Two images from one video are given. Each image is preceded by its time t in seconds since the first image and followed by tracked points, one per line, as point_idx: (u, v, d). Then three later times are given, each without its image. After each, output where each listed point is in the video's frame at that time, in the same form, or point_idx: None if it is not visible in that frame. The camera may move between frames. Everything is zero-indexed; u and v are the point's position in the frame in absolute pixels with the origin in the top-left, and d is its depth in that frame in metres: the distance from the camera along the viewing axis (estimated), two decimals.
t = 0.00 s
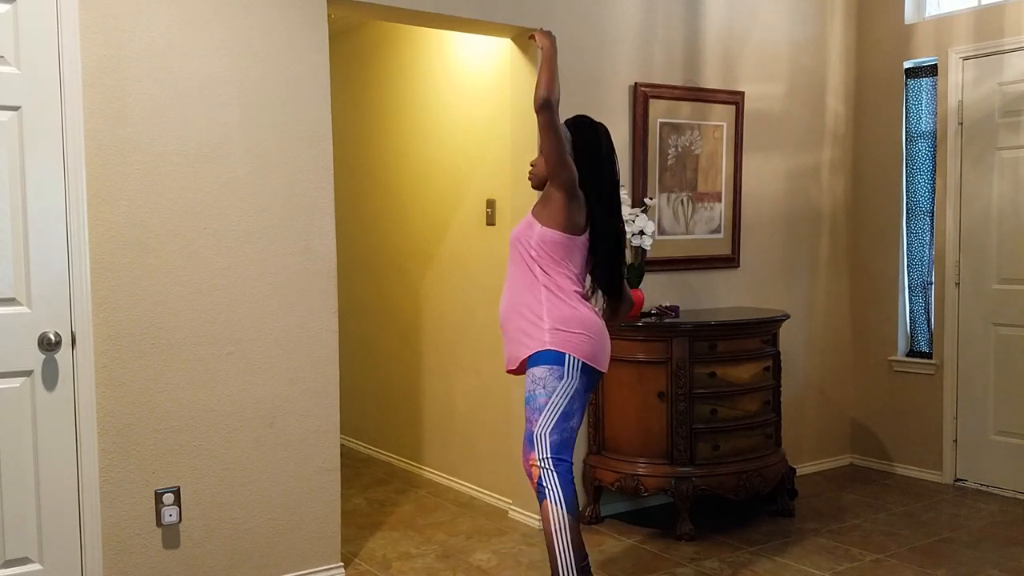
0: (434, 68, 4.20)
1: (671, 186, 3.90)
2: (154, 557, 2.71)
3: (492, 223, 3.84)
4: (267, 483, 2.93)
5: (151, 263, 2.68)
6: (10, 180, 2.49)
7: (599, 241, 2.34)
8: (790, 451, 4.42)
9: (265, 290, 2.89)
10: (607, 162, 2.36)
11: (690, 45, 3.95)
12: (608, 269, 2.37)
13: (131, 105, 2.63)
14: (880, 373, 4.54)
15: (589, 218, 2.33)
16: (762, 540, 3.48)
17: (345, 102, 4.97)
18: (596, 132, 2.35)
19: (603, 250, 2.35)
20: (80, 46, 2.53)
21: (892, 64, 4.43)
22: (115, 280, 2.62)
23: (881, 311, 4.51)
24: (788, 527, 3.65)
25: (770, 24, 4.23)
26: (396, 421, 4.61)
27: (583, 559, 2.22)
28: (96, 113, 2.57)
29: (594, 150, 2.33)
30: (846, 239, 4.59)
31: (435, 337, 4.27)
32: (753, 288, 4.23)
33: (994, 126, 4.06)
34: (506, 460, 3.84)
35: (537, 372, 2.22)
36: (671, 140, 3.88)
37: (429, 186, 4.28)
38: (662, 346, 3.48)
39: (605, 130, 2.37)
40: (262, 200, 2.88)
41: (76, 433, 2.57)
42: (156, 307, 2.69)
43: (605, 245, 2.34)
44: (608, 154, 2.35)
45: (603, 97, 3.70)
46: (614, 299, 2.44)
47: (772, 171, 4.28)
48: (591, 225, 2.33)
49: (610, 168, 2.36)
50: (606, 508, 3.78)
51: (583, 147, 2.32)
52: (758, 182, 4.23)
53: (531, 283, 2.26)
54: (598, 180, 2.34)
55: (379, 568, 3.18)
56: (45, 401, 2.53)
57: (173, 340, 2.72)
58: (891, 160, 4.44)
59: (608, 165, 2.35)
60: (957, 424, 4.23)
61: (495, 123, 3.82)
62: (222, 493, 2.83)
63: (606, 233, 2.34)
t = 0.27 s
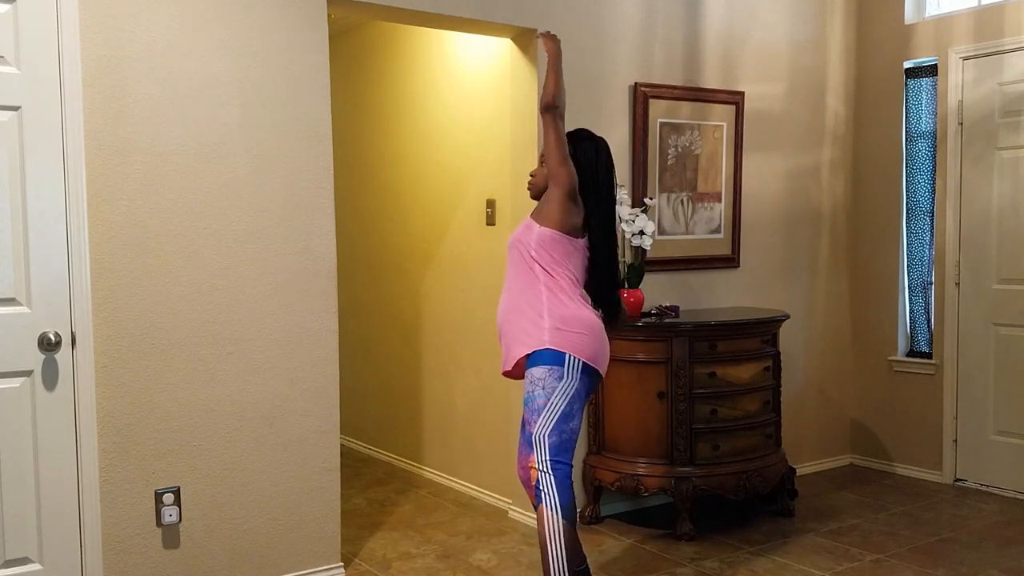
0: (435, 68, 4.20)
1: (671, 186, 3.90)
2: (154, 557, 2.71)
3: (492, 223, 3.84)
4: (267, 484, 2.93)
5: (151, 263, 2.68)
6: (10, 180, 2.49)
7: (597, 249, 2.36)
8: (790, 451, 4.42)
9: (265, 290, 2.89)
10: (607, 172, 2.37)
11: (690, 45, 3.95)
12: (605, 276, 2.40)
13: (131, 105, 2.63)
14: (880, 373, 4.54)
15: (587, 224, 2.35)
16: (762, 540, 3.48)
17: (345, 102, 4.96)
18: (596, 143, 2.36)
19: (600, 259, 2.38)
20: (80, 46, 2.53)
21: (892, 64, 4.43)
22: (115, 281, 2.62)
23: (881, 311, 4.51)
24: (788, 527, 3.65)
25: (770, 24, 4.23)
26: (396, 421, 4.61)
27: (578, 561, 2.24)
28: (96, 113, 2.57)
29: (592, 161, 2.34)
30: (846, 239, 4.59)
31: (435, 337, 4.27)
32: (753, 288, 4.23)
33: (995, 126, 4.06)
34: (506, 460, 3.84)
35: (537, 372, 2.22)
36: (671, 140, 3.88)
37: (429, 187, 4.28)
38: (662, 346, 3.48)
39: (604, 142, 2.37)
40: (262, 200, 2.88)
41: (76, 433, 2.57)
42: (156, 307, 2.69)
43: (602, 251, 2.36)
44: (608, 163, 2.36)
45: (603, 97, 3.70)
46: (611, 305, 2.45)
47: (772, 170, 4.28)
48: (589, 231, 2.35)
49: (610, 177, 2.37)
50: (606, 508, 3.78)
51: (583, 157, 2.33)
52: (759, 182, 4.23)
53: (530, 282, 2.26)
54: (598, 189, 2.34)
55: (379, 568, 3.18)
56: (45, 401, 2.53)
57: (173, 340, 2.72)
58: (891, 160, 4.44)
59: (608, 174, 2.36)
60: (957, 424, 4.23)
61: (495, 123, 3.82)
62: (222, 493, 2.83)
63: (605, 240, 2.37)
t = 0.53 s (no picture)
0: (435, 68, 4.20)
1: (671, 186, 3.90)
2: (154, 557, 2.71)
3: (492, 223, 3.84)
4: (267, 483, 2.93)
5: (151, 263, 2.68)
6: (10, 181, 2.49)
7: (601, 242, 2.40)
8: (790, 450, 4.42)
9: (265, 290, 2.89)
10: (607, 159, 2.41)
11: (690, 45, 3.95)
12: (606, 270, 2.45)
13: (131, 105, 2.63)
14: (880, 373, 4.54)
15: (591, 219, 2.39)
16: (762, 541, 3.48)
17: (345, 102, 4.97)
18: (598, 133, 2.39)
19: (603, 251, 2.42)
20: (80, 46, 2.53)
21: (892, 64, 4.43)
22: (115, 280, 2.62)
23: (881, 311, 4.51)
24: (788, 527, 3.65)
25: (770, 23, 4.23)
26: (396, 421, 4.61)
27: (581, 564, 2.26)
28: (96, 113, 2.57)
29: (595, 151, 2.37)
30: (846, 239, 4.60)
31: (435, 337, 4.27)
32: (753, 288, 4.23)
33: (995, 126, 4.06)
34: (506, 460, 3.84)
35: (543, 376, 2.24)
36: (671, 140, 3.88)
37: (429, 187, 4.28)
38: (662, 346, 3.48)
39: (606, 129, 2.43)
40: (262, 200, 2.88)
41: (76, 433, 2.57)
42: (156, 307, 2.69)
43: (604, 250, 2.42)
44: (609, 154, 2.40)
45: (603, 97, 3.70)
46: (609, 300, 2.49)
47: (772, 170, 4.28)
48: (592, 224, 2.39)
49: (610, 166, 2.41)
50: (605, 508, 3.78)
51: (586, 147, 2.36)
52: (759, 182, 4.23)
53: (540, 285, 2.26)
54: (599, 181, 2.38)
55: (379, 568, 3.18)
56: (45, 401, 2.53)
57: (173, 340, 2.72)
58: (891, 160, 4.44)
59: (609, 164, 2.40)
60: (957, 424, 4.23)
61: (495, 123, 3.82)
62: (222, 493, 2.84)
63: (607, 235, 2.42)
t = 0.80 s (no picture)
0: (434, 68, 4.20)
1: (671, 186, 3.90)
2: (154, 557, 2.71)
3: (492, 223, 3.84)
4: (267, 483, 2.93)
5: (151, 263, 2.68)
6: (10, 181, 2.49)
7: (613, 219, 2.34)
8: (790, 450, 4.42)
9: (264, 290, 2.89)
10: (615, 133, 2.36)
11: (690, 45, 3.95)
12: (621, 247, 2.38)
13: (131, 105, 2.63)
14: (880, 373, 4.54)
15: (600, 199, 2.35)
16: (763, 540, 3.48)
17: (345, 102, 4.96)
18: (601, 104, 2.30)
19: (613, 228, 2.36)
20: (80, 46, 2.53)
21: (892, 64, 4.43)
22: (115, 280, 2.62)
23: (881, 311, 4.51)
24: (788, 527, 3.65)
25: (770, 23, 4.23)
26: (396, 421, 4.61)
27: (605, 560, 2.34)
28: (96, 113, 2.57)
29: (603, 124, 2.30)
30: (846, 239, 4.60)
31: (435, 337, 4.27)
32: (753, 288, 4.23)
33: (995, 126, 4.06)
34: (506, 460, 3.84)
35: (574, 387, 2.24)
36: (671, 140, 3.88)
37: (429, 187, 4.28)
38: (662, 346, 3.47)
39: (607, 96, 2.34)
40: (262, 200, 2.88)
41: (76, 433, 2.57)
42: (156, 307, 2.69)
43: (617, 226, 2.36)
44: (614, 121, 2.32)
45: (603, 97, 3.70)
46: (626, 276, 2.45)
47: (772, 170, 4.28)
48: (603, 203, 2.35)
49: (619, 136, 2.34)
50: (605, 508, 3.78)
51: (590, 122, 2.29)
52: (759, 182, 4.23)
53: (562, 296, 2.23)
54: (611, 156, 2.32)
55: (379, 568, 3.18)
56: (45, 401, 2.53)
57: (173, 340, 2.72)
58: (891, 160, 4.44)
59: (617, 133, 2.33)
60: (957, 424, 4.23)
61: (495, 123, 3.82)
62: (222, 493, 2.83)
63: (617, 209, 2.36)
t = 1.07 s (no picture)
0: (434, 68, 4.20)
1: (671, 186, 3.90)
2: (154, 557, 2.71)
3: (492, 223, 3.84)
4: (266, 483, 2.93)
5: (151, 263, 2.68)
6: (10, 181, 2.49)
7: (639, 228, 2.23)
8: (790, 450, 4.42)
9: (264, 289, 2.90)
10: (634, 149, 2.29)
11: (690, 45, 3.95)
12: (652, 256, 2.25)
13: (131, 105, 2.63)
14: (880, 373, 4.54)
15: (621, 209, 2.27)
16: (762, 540, 3.48)
17: (345, 101, 4.97)
18: (614, 115, 2.27)
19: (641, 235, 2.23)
20: (80, 46, 2.53)
21: (892, 64, 4.43)
22: (115, 280, 2.62)
23: (882, 311, 4.51)
24: (787, 526, 3.65)
25: (770, 23, 4.23)
26: (396, 421, 4.61)
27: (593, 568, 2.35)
28: (96, 112, 2.57)
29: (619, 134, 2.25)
30: (846, 239, 4.59)
31: (435, 338, 4.27)
32: (753, 288, 4.23)
33: (995, 126, 4.06)
34: (506, 460, 3.84)
35: (585, 394, 2.28)
36: (671, 140, 3.88)
37: (429, 187, 4.28)
38: (662, 346, 3.47)
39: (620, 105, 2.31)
40: (262, 200, 2.88)
41: (76, 433, 2.57)
42: (156, 307, 2.69)
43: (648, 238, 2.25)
44: (627, 126, 2.26)
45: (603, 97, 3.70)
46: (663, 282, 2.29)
47: (772, 170, 4.28)
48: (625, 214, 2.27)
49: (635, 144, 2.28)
50: (605, 508, 3.78)
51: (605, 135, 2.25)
52: (759, 182, 4.23)
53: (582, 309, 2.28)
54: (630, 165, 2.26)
55: (379, 568, 3.18)
56: (45, 401, 2.54)
57: (173, 340, 2.72)
58: (891, 160, 4.44)
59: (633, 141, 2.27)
60: (957, 423, 4.23)
61: (495, 123, 3.82)
62: (222, 493, 2.84)
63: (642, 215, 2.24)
